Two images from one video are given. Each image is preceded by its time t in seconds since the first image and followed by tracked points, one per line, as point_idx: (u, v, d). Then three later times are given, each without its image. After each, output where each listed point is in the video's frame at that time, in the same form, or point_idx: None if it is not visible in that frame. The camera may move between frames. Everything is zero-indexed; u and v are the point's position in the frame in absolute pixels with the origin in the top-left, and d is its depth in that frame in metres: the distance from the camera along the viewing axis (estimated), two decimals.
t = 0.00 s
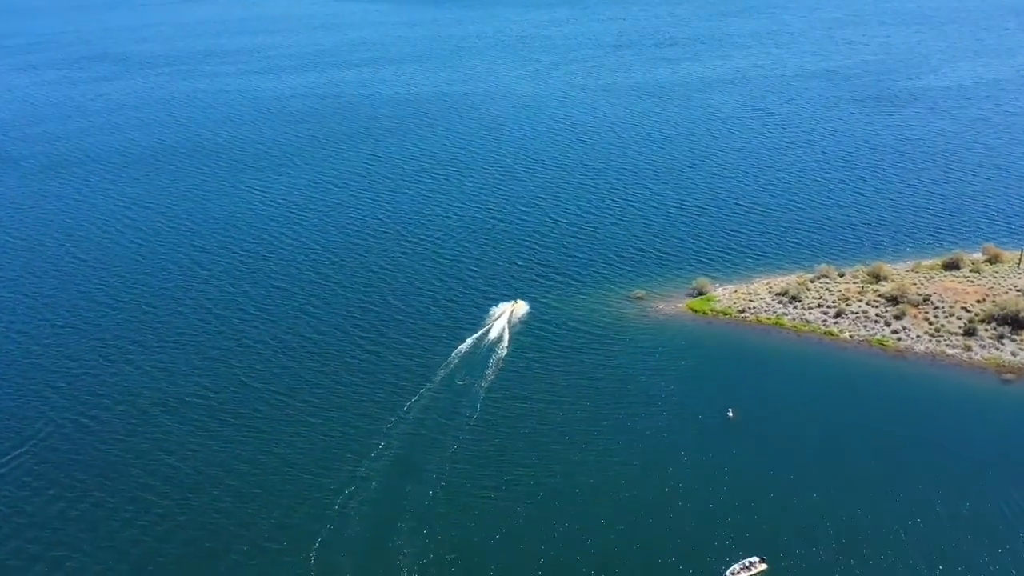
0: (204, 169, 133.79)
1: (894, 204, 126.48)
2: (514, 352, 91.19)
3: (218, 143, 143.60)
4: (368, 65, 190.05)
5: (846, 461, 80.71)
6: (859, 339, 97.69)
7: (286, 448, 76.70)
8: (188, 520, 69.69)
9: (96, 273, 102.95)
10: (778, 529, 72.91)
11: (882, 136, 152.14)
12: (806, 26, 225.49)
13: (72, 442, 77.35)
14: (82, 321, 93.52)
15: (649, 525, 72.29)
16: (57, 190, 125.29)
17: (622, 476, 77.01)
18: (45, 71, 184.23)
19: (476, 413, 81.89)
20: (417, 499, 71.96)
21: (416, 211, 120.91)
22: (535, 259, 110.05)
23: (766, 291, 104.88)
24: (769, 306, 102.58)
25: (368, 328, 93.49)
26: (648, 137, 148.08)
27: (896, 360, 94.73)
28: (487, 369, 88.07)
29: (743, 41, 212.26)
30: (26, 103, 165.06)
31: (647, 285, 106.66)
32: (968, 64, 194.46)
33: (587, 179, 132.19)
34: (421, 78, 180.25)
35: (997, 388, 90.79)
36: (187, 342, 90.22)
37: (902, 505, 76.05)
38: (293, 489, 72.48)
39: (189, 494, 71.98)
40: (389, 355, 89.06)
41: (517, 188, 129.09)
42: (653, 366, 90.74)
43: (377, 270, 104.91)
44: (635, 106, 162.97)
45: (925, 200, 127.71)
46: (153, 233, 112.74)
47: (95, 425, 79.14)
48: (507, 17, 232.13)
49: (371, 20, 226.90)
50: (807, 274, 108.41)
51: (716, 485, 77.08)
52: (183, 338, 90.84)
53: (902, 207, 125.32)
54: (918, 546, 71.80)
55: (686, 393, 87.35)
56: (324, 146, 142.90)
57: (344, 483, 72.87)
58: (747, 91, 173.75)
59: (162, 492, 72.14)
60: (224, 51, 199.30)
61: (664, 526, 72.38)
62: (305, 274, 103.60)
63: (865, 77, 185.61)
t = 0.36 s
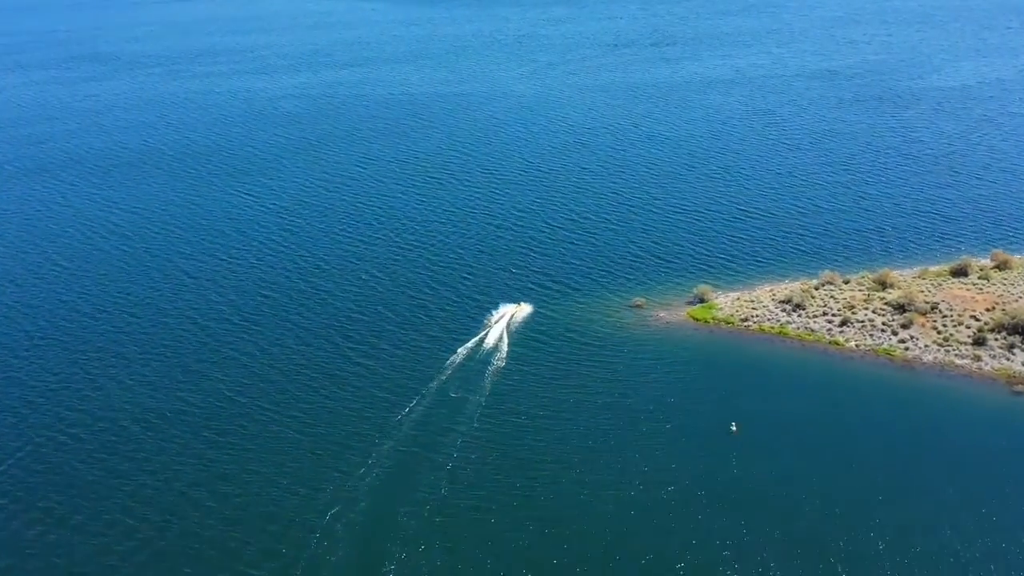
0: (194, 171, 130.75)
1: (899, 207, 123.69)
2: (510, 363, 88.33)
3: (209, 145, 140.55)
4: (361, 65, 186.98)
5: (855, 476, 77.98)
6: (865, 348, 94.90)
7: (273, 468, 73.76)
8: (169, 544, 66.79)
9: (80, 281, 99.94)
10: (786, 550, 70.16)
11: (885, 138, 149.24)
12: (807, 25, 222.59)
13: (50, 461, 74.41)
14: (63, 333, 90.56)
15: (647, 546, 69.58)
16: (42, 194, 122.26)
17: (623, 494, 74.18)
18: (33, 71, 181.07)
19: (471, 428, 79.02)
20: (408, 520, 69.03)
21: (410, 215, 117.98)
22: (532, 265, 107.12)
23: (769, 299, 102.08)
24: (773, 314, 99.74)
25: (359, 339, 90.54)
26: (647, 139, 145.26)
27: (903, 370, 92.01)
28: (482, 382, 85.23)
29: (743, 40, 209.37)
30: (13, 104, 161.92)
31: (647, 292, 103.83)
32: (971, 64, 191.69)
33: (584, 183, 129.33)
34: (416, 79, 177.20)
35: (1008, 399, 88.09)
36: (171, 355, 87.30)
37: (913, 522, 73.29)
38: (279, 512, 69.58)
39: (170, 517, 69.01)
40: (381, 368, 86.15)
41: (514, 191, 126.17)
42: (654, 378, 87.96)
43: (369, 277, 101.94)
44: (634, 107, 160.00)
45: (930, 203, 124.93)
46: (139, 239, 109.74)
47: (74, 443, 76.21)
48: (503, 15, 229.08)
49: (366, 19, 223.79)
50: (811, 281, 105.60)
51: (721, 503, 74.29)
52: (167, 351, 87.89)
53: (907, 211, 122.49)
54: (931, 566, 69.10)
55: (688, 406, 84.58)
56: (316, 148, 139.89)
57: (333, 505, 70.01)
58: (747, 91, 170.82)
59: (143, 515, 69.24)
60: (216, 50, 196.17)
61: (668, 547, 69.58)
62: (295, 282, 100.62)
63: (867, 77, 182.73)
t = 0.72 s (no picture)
0: (178, 172, 127.24)
1: (901, 211, 120.78)
2: (503, 376, 85.18)
3: (194, 146, 136.94)
4: (352, 65, 183.51)
5: (862, 493, 74.91)
6: (869, 359, 91.94)
7: (253, 490, 70.50)
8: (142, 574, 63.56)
9: (57, 290, 96.56)
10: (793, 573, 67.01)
11: (884, 139, 146.28)
12: (803, 23, 219.69)
13: (21, 485, 71.19)
14: (39, 346, 87.23)
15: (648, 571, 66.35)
16: (22, 199, 118.82)
17: (621, 515, 71.07)
18: (17, 72, 177.40)
19: (461, 446, 75.91)
20: (395, 546, 65.94)
21: (399, 218, 114.66)
22: (524, 271, 103.81)
23: (769, 308, 99.10)
24: (774, 323, 96.73)
25: (345, 350, 87.21)
26: (642, 141, 142.26)
27: (909, 382, 89.09)
28: (474, 396, 82.08)
29: (740, 39, 206.39)
30: None
31: (643, 301, 100.72)
32: (970, 64, 188.96)
33: (579, 185, 126.24)
34: (407, 79, 173.83)
35: (1017, 412, 85.27)
36: (150, 369, 83.95)
37: (924, 541, 70.30)
38: (259, 539, 66.44)
39: (146, 545, 65.82)
40: (367, 382, 82.92)
41: (506, 194, 122.90)
42: (651, 392, 84.87)
43: (356, 283, 98.61)
44: (630, 108, 156.84)
45: (932, 207, 122.11)
46: (120, 244, 106.29)
47: (47, 465, 73.00)
48: (497, 14, 225.79)
49: (357, 18, 220.36)
50: (813, 288, 102.61)
51: (723, 523, 71.15)
52: (146, 365, 84.53)
53: (909, 215, 119.64)
54: None
55: (688, 421, 81.47)
56: (305, 150, 136.40)
57: (316, 531, 66.88)
58: (745, 92, 167.75)
59: (117, 543, 66.01)
60: (204, 49, 192.70)
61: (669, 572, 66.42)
62: (279, 289, 97.21)
63: (866, 77, 179.82)
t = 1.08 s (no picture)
0: (157, 175, 123.83)
1: (898, 214, 118.06)
2: (491, 389, 82.06)
3: (175, 148, 133.50)
4: (339, 65, 180.12)
5: (863, 512, 72.04)
6: (869, 370, 89.11)
7: (229, 513, 67.27)
8: None
9: (29, 300, 93.23)
10: None
11: (881, 140, 143.53)
12: (796, 22, 216.99)
13: None
14: (8, 360, 83.93)
15: None
16: None
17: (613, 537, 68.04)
18: None
19: (448, 464, 72.80)
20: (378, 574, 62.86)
21: (385, 222, 111.43)
22: (513, 277, 100.70)
23: (765, 316, 96.26)
24: (771, 332, 93.87)
25: (326, 362, 84.00)
26: (633, 142, 139.32)
27: (910, 394, 86.28)
28: (460, 409, 78.98)
29: (732, 38, 203.53)
30: None
31: (635, 309, 97.77)
32: (965, 62, 186.36)
33: (569, 188, 123.14)
34: (394, 79, 170.55)
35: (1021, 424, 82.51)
36: (124, 382, 80.63)
37: (928, 563, 67.40)
38: (232, 565, 63.23)
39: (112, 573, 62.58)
40: (349, 395, 79.75)
41: (495, 198, 119.73)
42: (644, 406, 81.92)
43: (339, 290, 95.37)
44: (621, 109, 153.84)
45: (929, 209, 119.38)
46: (95, 250, 102.92)
47: (12, 488, 69.79)
48: (487, 12, 222.50)
49: (344, 16, 216.93)
50: (810, 296, 99.83)
51: (719, 545, 68.18)
52: (119, 378, 81.21)
53: (907, 218, 116.92)
54: None
55: (681, 437, 78.56)
56: (289, 153, 133.13)
57: (292, 558, 63.71)
58: (738, 92, 164.93)
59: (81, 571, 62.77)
60: (188, 49, 189.16)
61: None
62: (259, 296, 93.90)
63: (861, 76, 177.04)
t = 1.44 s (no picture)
0: (134, 180, 120.38)
1: (894, 217, 115.38)
2: (477, 404, 78.94)
3: (152, 152, 129.84)
4: (321, 65, 176.53)
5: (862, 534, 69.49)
6: (868, 381, 86.36)
7: (201, 540, 64.05)
8: None
9: None
10: None
11: (875, 139, 140.73)
12: (787, 20, 214.20)
13: None
14: None
15: None
16: None
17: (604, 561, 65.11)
18: None
19: (432, 484, 69.67)
20: None
21: (367, 227, 108.14)
22: (500, 286, 97.59)
23: (760, 325, 93.41)
24: (766, 342, 91.07)
25: (304, 376, 80.70)
26: (623, 143, 136.32)
27: (909, 406, 83.66)
28: (445, 425, 75.89)
29: (722, 36, 200.61)
30: None
31: (626, 318, 94.79)
32: (958, 61, 183.76)
33: (557, 191, 120.07)
34: (379, 80, 167.12)
35: None
36: (93, 400, 77.25)
37: None
38: None
39: None
40: (329, 411, 76.56)
41: (481, 202, 116.56)
42: (636, 421, 79.04)
43: (320, 300, 92.11)
44: (611, 110, 150.77)
45: (925, 212, 116.68)
46: (68, 259, 99.46)
47: None
48: (473, 11, 219.13)
49: (329, 15, 213.32)
50: (805, 303, 97.05)
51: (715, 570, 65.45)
52: (89, 396, 77.84)
53: (902, 221, 114.23)
54: None
55: (675, 454, 75.78)
56: (269, 156, 129.59)
57: None
58: (728, 92, 162.02)
59: None
60: (168, 50, 185.33)
61: None
62: (236, 306, 90.55)
63: (852, 75, 174.25)
